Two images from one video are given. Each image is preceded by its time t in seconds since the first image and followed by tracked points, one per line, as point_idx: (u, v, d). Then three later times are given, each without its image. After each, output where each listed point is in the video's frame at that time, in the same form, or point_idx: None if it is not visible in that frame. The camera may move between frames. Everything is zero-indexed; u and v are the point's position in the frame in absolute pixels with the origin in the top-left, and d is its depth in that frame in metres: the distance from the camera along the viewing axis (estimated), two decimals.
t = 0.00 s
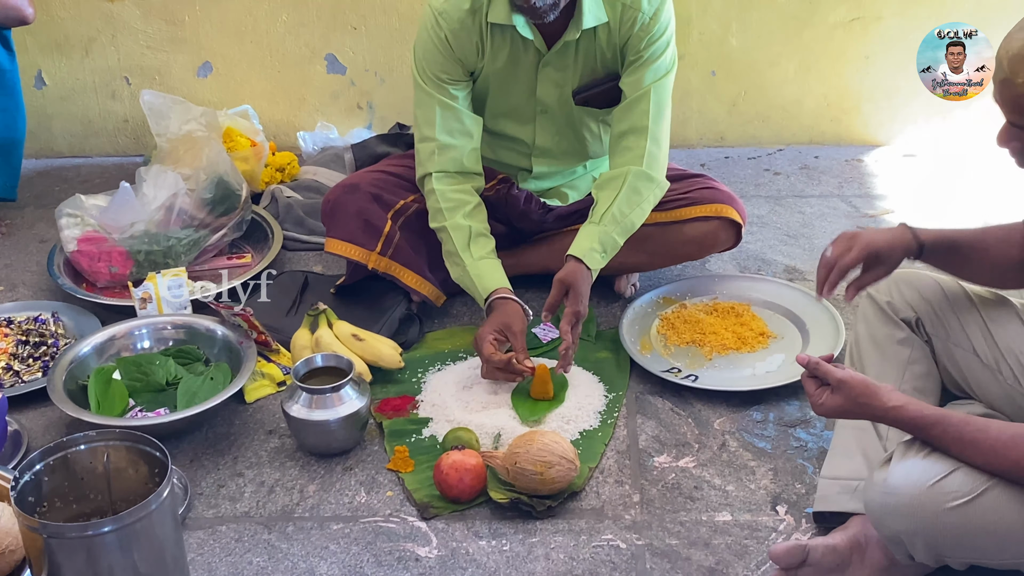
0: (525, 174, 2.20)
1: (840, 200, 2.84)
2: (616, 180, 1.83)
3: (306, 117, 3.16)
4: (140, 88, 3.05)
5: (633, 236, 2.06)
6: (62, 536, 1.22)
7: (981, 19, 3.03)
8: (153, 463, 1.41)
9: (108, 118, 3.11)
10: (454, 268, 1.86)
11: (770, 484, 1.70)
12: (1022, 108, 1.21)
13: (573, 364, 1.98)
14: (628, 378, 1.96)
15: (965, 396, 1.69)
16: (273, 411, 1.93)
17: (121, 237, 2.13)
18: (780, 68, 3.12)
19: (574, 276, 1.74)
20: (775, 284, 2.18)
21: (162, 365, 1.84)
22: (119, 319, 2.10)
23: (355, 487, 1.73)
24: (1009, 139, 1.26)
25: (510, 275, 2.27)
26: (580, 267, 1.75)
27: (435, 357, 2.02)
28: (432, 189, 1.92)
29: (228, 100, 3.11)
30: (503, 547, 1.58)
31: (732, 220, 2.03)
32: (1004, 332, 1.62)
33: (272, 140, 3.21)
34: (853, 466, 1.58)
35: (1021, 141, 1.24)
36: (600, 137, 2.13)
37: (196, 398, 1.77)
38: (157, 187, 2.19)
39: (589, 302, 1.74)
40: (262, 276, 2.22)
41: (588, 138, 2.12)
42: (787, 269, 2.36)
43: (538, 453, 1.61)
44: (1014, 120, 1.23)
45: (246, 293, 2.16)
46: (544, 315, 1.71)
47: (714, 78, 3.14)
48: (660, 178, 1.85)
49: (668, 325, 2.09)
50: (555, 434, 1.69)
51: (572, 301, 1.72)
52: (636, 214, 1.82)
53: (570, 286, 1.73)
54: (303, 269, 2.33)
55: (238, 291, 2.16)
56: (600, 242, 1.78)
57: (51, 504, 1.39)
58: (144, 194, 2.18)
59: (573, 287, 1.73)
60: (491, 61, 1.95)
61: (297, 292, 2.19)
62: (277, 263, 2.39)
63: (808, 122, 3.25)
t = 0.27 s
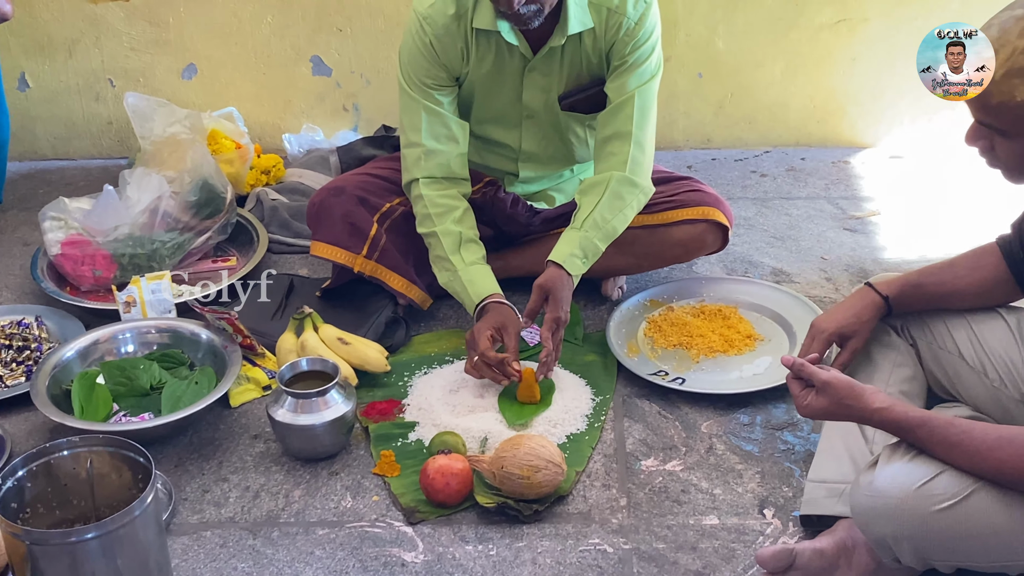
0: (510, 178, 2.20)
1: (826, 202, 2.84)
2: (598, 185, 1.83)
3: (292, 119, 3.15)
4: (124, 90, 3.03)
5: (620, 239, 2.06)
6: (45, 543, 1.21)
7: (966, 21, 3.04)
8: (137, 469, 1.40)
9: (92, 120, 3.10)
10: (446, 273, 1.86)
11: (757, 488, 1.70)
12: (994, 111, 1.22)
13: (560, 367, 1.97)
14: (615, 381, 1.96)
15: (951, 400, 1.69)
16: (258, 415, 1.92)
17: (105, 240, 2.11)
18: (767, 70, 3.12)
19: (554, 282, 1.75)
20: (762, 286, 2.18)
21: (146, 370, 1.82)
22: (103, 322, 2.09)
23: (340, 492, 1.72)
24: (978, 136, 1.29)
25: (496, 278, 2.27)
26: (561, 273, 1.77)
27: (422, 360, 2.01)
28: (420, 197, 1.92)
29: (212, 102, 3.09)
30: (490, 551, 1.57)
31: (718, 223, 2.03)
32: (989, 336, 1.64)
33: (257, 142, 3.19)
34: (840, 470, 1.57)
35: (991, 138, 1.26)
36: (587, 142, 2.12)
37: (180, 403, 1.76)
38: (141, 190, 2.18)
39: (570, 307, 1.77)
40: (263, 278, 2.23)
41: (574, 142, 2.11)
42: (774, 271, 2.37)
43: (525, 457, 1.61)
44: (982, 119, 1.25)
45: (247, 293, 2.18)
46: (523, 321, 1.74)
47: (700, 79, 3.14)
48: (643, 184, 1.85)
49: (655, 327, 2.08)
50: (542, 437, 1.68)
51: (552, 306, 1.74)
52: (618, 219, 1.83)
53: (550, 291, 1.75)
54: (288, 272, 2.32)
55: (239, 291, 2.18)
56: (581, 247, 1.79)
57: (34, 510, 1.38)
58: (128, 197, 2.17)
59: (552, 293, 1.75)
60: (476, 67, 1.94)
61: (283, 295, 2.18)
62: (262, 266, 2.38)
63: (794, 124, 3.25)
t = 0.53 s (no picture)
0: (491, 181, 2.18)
1: (809, 202, 2.84)
2: (580, 186, 1.82)
3: (273, 120, 3.14)
4: (104, 91, 3.02)
5: (603, 241, 2.06)
6: (23, 548, 1.20)
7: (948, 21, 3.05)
8: (115, 473, 1.39)
9: (72, 122, 3.08)
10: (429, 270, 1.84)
11: (740, 489, 1.69)
12: (963, 116, 1.20)
13: (543, 369, 1.97)
14: (598, 383, 1.95)
15: (933, 400, 1.70)
16: (238, 418, 1.91)
17: (83, 243, 2.10)
18: (750, 71, 3.12)
19: (537, 281, 1.72)
20: (745, 287, 2.18)
21: (125, 374, 1.81)
22: (83, 325, 2.07)
23: (321, 495, 1.71)
24: (950, 141, 1.27)
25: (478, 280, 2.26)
26: (543, 273, 1.74)
27: (404, 362, 2.00)
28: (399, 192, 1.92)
29: (193, 103, 3.08)
30: (472, 555, 1.56)
31: (700, 224, 2.03)
32: (971, 337, 1.63)
33: (239, 143, 3.18)
34: (822, 471, 1.57)
35: (961, 143, 1.25)
36: (568, 143, 2.12)
37: (159, 407, 1.74)
38: (120, 192, 2.17)
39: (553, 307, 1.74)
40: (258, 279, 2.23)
41: (555, 143, 2.10)
42: (757, 272, 2.37)
43: (507, 460, 1.60)
44: (953, 124, 1.23)
45: (245, 294, 2.18)
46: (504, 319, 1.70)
47: (684, 80, 3.13)
48: (623, 187, 1.84)
49: (638, 329, 2.08)
50: (524, 440, 1.67)
51: (535, 305, 1.71)
52: (598, 221, 1.81)
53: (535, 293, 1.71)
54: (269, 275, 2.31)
55: (236, 291, 2.18)
56: (562, 248, 1.77)
57: (12, 515, 1.38)
58: (107, 199, 2.16)
59: (534, 293, 1.71)
60: (456, 66, 1.94)
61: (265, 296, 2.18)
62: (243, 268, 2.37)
63: (778, 124, 3.25)
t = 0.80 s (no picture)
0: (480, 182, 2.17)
1: (797, 202, 2.84)
2: (633, 158, 1.87)
3: (258, 121, 3.13)
4: (87, 92, 3.00)
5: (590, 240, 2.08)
6: (4, 554, 1.18)
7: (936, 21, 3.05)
8: (98, 477, 1.38)
9: (56, 123, 3.06)
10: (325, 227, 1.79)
11: (728, 490, 1.68)
12: (954, 113, 1.20)
13: (529, 370, 1.96)
14: (585, 384, 1.94)
15: (922, 400, 1.69)
16: (223, 421, 1.89)
17: (67, 244, 2.09)
18: (737, 70, 3.12)
19: (599, 239, 1.79)
20: (733, 288, 2.17)
21: (109, 377, 1.79)
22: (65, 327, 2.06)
23: (307, 498, 1.69)
24: (939, 139, 1.27)
25: (465, 281, 2.25)
26: (606, 231, 1.80)
27: (390, 364, 1.99)
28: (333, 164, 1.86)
29: (177, 104, 3.07)
30: (459, 558, 1.55)
31: (689, 224, 2.02)
32: (959, 337, 1.63)
33: (223, 144, 3.17)
34: (810, 472, 1.56)
35: (951, 142, 1.24)
36: (556, 143, 2.09)
37: (144, 409, 1.73)
38: (104, 193, 2.16)
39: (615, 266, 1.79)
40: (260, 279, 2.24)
41: (541, 143, 2.08)
42: (745, 272, 2.36)
43: (494, 462, 1.58)
44: (942, 123, 1.23)
45: (245, 293, 2.18)
46: (570, 274, 1.74)
47: (670, 80, 3.13)
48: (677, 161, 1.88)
49: (625, 329, 2.07)
50: (512, 442, 1.66)
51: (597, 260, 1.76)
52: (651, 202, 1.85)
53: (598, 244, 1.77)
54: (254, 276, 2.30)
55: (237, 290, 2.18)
56: (622, 211, 1.82)
57: None
58: (90, 201, 2.14)
59: (600, 250, 1.77)
60: (439, 60, 1.95)
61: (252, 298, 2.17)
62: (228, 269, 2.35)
63: (765, 124, 3.24)
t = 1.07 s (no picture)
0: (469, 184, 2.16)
1: (788, 203, 2.83)
2: (684, 97, 2.04)
3: (249, 124, 3.13)
4: (78, 95, 3.00)
5: (582, 242, 2.09)
6: None
7: (928, 21, 3.05)
8: (90, 483, 1.37)
9: (46, 127, 3.06)
10: (250, 227, 1.64)
11: (721, 493, 1.68)
12: (948, 109, 1.20)
13: (522, 373, 1.96)
14: (578, 387, 1.94)
15: (914, 401, 1.69)
16: (215, 426, 1.89)
17: (58, 249, 2.09)
18: (728, 72, 3.12)
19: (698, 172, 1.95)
20: (725, 289, 2.17)
21: (100, 382, 1.79)
22: (56, 332, 2.06)
23: (299, 503, 1.68)
24: (934, 136, 1.27)
25: (457, 284, 2.25)
26: (700, 163, 1.96)
27: (382, 368, 1.99)
28: (280, 149, 1.70)
29: (168, 107, 3.06)
30: (452, 562, 1.54)
31: (681, 226, 2.03)
32: (952, 339, 1.63)
33: (214, 147, 3.17)
34: (803, 475, 1.55)
35: (945, 137, 1.24)
36: (545, 143, 2.07)
37: (135, 414, 1.72)
38: (94, 198, 2.14)
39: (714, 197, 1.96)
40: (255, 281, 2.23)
41: (530, 145, 2.06)
42: (737, 274, 2.36)
43: (486, 465, 1.58)
44: (937, 118, 1.23)
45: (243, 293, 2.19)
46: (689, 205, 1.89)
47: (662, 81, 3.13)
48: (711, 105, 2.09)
49: (618, 331, 2.07)
50: (504, 445, 1.66)
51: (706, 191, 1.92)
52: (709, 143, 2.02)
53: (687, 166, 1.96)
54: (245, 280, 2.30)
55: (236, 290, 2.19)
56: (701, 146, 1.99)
57: None
58: (80, 206, 2.13)
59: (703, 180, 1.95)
60: (428, 61, 1.93)
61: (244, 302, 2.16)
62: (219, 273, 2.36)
63: (757, 125, 3.24)
